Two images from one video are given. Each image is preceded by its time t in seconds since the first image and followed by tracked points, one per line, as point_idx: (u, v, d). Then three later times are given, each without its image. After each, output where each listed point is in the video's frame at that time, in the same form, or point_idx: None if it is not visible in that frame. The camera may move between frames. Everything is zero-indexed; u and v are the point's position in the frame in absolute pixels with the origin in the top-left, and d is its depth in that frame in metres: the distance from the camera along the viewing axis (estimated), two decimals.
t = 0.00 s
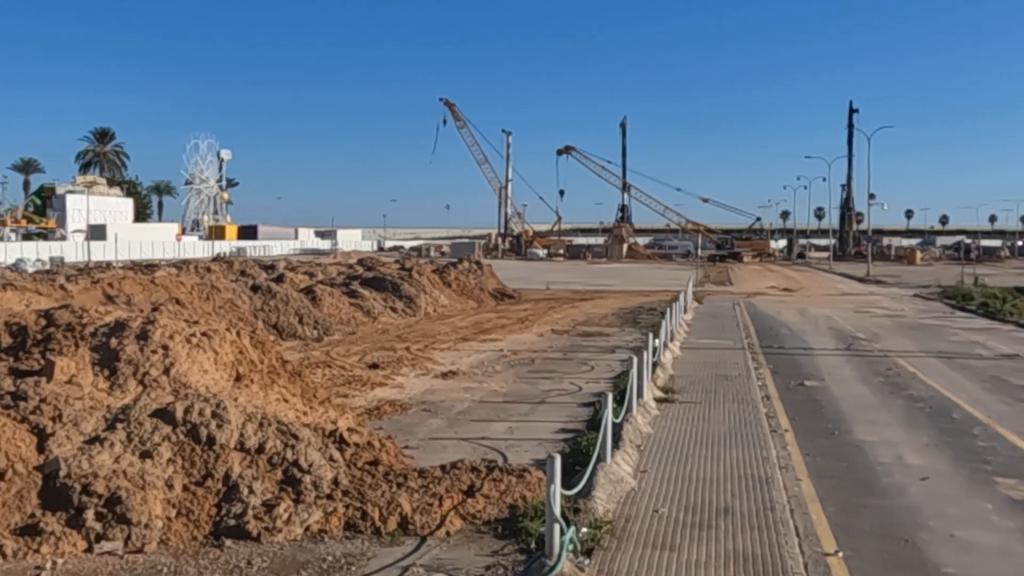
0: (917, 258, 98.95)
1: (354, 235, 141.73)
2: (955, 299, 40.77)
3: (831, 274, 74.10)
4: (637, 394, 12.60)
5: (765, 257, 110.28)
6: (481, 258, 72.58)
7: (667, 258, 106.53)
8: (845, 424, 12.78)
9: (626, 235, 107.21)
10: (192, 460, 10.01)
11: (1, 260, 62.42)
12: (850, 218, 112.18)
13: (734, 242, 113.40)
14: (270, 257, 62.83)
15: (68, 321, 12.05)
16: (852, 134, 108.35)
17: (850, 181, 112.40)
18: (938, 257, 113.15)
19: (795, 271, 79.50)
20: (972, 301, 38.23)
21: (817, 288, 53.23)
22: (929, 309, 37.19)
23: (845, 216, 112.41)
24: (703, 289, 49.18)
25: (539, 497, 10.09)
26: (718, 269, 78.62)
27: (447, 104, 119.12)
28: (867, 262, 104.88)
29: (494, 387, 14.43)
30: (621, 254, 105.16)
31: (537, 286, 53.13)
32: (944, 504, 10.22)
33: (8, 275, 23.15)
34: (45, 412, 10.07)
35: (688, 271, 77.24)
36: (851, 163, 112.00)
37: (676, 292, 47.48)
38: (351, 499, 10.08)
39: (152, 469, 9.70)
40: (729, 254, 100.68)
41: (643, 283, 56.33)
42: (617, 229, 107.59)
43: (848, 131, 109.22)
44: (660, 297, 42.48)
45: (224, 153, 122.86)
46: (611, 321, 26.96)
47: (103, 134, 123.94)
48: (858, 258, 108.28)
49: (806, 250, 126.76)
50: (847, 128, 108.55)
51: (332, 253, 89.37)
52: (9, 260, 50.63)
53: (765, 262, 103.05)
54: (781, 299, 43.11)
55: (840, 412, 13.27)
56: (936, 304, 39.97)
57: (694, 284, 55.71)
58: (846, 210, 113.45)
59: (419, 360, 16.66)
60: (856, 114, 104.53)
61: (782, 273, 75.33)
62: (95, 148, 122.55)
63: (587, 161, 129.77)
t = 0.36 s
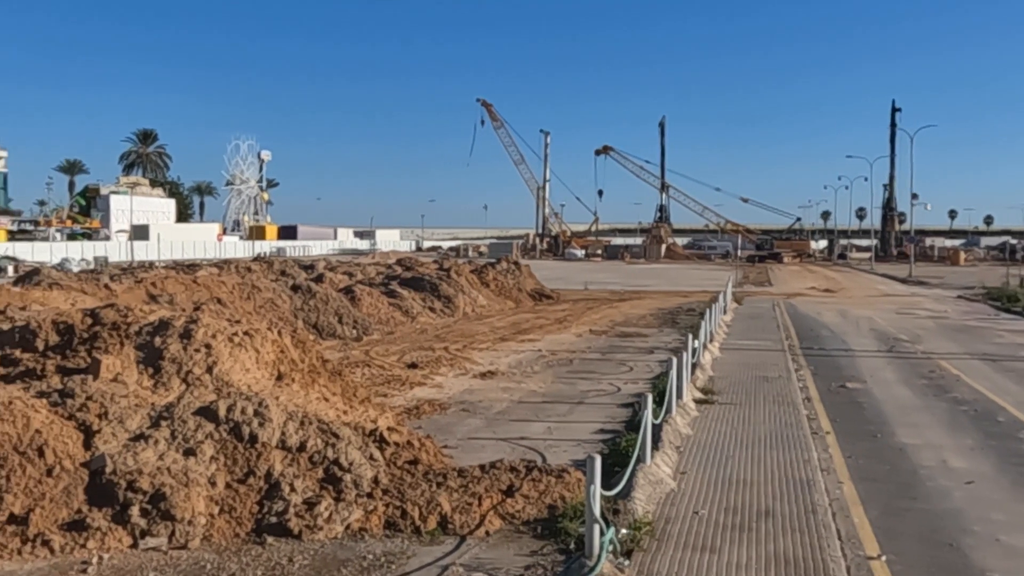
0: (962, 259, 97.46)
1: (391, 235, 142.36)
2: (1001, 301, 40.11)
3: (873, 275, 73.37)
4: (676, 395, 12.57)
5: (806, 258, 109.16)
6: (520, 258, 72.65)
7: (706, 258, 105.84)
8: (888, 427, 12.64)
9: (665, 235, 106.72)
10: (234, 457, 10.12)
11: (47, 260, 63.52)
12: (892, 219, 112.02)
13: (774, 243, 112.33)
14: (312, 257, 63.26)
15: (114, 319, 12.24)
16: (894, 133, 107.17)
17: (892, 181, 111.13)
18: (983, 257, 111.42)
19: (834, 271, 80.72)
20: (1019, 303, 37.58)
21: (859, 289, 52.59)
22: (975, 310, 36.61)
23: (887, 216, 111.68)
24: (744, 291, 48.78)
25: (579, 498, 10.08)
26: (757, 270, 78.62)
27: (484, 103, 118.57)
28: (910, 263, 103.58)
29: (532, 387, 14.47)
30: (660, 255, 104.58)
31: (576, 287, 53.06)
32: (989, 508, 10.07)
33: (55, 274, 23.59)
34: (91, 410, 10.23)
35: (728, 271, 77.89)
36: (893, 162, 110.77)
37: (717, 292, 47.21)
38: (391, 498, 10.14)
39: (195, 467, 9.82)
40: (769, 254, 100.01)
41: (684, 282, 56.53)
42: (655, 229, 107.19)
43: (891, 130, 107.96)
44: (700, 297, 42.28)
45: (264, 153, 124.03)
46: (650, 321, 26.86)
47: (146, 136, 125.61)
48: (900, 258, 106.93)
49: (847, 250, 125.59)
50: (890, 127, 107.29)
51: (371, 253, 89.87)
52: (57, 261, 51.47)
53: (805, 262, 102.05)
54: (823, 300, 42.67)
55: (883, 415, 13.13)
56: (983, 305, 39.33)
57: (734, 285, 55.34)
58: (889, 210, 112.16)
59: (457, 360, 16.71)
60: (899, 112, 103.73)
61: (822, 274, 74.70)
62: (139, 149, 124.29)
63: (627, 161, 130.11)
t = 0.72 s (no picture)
0: (1006, 259, 95.93)
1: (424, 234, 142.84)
2: None
3: (915, 275, 72.50)
4: (716, 395, 12.55)
5: (846, 258, 107.88)
6: (557, 258, 72.65)
7: (742, 258, 105.04)
8: (931, 429, 12.51)
9: (703, 235, 106.07)
10: (276, 455, 10.21)
11: (89, 259, 64.47)
12: (935, 218, 110.85)
13: (812, 243, 111.11)
14: (352, 258, 63.57)
15: (157, 318, 12.42)
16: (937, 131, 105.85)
17: (934, 180, 109.78)
18: None
19: (874, 271, 80.36)
20: None
21: (903, 290, 51.83)
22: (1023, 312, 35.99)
23: (930, 216, 110.66)
24: (783, 292, 48.35)
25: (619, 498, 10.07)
26: (796, 270, 78.12)
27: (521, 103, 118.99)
28: (952, 263, 102.17)
29: (570, 387, 14.52)
30: (697, 255, 103.84)
31: (614, 287, 52.93)
32: None
33: (98, 273, 23.94)
34: (135, 407, 10.36)
35: (766, 271, 77.62)
36: (935, 160, 109.44)
37: (757, 293, 46.85)
38: (431, 497, 10.19)
39: (238, 464, 9.92)
40: (808, 254, 99.30)
41: (722, 283, 56.26)
42: (693, 229, 106.63)
43: (934, 129, 106.67)
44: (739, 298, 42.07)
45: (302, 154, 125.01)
46: (689, 322, 26.76)
47: (186, 136, 127.15)
48: (942, 258, 105.50)
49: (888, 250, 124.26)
50: (933, 125, 105.95)
51: (406, 254, 90.27)
52: (103, 261, 52.22)
53: (845, 262, 101.01)
54: (865, 301, 42.20)
55: (925, 416, 12.99)
56: None
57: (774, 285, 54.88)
58: (931, 209, 110.84)
59: (495, 359, 16.75)
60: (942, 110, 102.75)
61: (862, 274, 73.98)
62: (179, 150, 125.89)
63: (666, 161, 134.30)
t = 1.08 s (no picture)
0: None
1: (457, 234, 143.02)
2: None
3: (958, 275, 71.37)
4: (755, 395, 12.48)
5: (885, 257, 106.42)
6: (592, 257, 72.44)
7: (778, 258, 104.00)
8: (975, 431, 12.34)
9: (739, 234, 105.17)
10: (316, 453, 10.28)
11: (131, 259, 65.26)
12: (978, 217, 108.72)
13: (850, 242, 109.67)
14: (391, 257, 63.77)
15: (199, 317, 12.57)
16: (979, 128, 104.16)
17: (976, 178, 108.06)
18: None
19: (916, 271, 78.26)
20: None
21: (947, 290, 51.03)
22: None
23: (972, 215, 108.86)
24: (823, 291, 47.77)
25: (658, 498, 10.02)
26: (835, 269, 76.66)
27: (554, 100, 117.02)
28: (995, 262, 100.41)
29: (608, 387, 14.53)
30: (734, 254, 102.87)
31: (651, 286, 52.63)
32: None
33: (140, 271, 24.25)
34: (178, 404, 10.47)
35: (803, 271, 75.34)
36: (978, 158, 107.73)
37: (797, 292, 46.36)
38: (470, 495, 10.20)
39: (279, 461, 9.99)
40: (848, 254, 98.06)
41: (761, 282, 55.72)
42: (730, 229, 105.64)
43: (976, 126, 104.99)
44: (779, 297, 41.67)
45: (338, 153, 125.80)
46: (727, 322, 26.57)
47: (225, 137, 128.38)
48: (984, 258, 103.75)
49: (927, 249, 122.47)
50: (976, 121, 104.26)
51: (441, 253, 90.40)
52: (147, 260, 52.77)
53: (884, 262, 99.69)
54: (908, 300, 41.58)
55: (970, 418, 12.81)
56: None
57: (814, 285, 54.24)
58: (973, 207, 109.08)
59: (533, 359, 16.76)
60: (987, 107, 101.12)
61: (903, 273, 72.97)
62: (219, 150, 127.27)
63: (701, 161, 135.05)
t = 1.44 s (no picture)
0: None
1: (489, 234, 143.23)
2: None
3: (1001, 275, 70.35)
4: (795, 397, 12.39)
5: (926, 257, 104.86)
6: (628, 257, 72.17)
7: (815, 258, 102.96)
8: (1020, 434, 12.15)
9: (776, 234, 104.25)
10: (354, 452, 10.33)
11: (171, 259, 65.98)
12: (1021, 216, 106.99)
13: (890, 242, 108.23)
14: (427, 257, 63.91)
15: (238, 316, 12.70)
16: None
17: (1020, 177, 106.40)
18: None
19: (959, 271, 77.85)
20: None
21: (992, 291, 50.23)
22: None
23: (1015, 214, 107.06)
24: (864, 292, 47.24)
25: (697, 500, 9.96)
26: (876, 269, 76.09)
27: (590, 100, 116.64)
28: None
29: (644, 387, 14.52)
30: (772, 254, 101.96)
31: (687, 286, 52.35)
32: None
33: (181, 271, 24.52)
34: (217, 403, 10.55)
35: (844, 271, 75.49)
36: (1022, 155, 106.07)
37: (837, 293, 45.88)
38: (508, 495, 10.21)
39: (317, 460, 10.05)
40: (888, 254, 96.85)
41: (799, 283, 55.25)
42: (768, 229, 104.62)
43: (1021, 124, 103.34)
44: (818, 297, 41.28)
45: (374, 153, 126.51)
46: (765, 322, 26.37)
47: (264, 137, 129.58)
48: None
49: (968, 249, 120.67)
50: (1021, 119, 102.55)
51: (477, 253, 90.49)
52: (187, 261, 53.38)
53: (924, 262, 98.31)
54: (951, 301, 40.97)
55: (1014, 421, 12.61)
56: None
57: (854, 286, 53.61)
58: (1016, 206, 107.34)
59: (569, 359, 16.75)
60: None
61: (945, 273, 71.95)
62: (257, 151, 128.58)
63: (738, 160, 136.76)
